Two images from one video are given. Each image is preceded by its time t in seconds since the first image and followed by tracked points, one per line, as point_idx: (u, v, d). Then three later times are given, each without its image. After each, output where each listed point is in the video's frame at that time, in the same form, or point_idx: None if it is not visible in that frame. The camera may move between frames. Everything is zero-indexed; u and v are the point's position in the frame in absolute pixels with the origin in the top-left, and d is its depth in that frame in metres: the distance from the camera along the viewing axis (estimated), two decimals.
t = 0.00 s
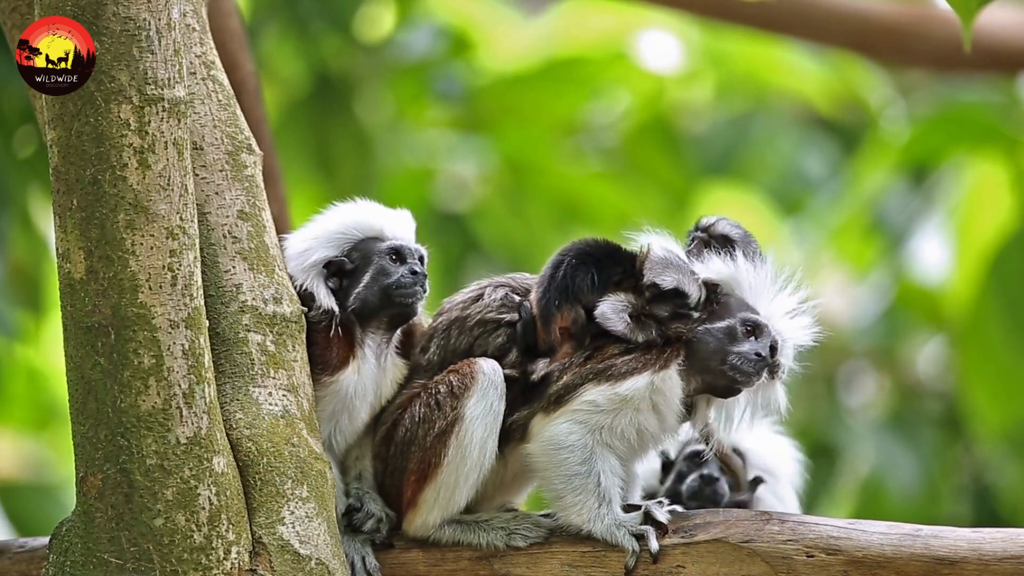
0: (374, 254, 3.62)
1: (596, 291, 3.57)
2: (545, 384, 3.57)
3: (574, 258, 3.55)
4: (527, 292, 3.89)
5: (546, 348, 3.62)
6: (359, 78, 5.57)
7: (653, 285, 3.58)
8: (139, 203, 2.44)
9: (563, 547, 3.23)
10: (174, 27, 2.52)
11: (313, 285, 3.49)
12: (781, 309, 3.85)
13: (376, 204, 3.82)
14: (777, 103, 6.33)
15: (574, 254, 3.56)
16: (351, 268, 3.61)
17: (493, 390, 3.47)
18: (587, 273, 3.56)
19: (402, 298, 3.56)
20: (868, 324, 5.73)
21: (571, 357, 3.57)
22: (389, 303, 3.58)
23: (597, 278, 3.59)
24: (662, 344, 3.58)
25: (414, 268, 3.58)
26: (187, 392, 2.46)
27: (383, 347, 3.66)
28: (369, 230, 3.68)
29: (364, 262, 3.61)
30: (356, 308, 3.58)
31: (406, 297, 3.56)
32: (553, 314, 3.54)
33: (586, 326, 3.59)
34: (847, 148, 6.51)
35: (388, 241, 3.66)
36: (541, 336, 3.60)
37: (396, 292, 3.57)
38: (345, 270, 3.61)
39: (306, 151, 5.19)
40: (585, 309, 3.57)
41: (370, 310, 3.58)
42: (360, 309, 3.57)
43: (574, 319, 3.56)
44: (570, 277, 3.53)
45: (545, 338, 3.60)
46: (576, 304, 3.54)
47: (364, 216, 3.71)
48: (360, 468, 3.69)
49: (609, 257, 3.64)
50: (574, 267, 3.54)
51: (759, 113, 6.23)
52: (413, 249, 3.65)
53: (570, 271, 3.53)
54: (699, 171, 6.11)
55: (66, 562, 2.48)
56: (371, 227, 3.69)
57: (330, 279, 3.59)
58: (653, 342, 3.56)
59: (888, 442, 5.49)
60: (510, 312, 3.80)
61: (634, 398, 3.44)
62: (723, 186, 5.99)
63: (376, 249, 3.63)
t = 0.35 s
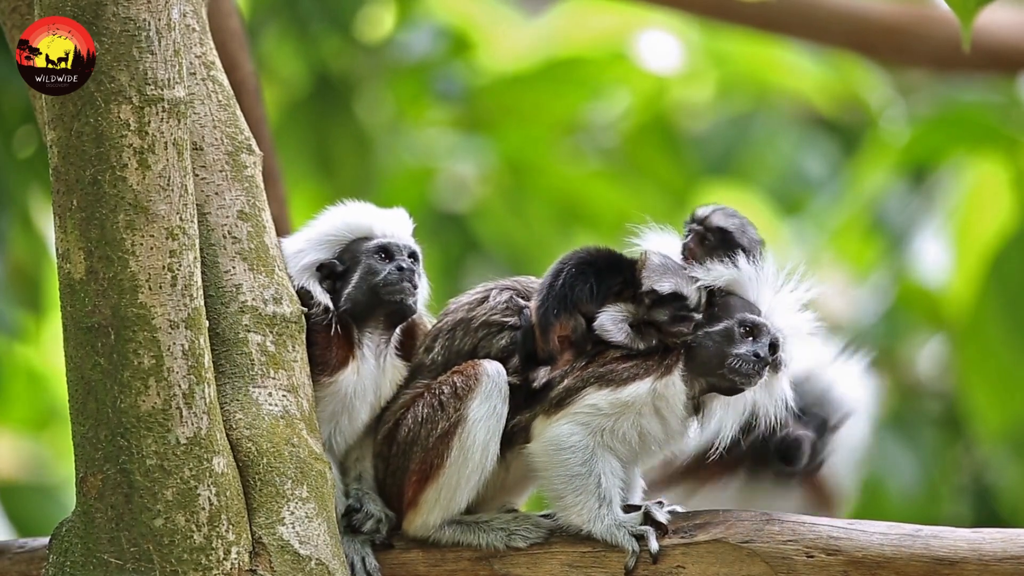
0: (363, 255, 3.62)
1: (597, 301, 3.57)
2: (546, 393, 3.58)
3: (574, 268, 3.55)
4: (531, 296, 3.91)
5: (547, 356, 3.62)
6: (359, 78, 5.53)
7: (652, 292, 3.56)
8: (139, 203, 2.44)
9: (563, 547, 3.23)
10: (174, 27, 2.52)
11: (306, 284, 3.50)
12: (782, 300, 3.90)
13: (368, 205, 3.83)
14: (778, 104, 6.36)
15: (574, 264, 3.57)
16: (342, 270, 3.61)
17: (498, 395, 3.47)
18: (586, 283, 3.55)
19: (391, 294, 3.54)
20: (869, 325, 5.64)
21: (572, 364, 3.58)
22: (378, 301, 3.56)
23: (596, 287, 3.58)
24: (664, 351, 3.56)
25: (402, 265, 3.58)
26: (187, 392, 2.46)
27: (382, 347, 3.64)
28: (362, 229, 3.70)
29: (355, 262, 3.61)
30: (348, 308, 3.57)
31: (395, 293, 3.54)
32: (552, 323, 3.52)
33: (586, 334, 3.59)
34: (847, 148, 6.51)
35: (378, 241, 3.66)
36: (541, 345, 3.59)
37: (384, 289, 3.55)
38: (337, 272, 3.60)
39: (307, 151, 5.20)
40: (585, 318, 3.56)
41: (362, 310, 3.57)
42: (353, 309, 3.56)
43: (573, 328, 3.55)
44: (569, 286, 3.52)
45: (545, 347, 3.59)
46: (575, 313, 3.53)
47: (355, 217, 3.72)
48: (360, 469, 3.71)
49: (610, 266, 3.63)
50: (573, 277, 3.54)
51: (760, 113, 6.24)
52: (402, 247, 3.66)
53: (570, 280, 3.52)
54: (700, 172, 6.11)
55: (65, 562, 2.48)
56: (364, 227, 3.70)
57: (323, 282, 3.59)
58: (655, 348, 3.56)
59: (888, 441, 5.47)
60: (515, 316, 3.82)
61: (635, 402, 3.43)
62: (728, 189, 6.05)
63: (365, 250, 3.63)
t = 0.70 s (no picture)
0: (362, 255, 3.61)
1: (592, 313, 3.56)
2: (541, 403, 3.56)
3: (567, 280, 3.54)
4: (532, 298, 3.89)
5: (542, 368, 3.58)
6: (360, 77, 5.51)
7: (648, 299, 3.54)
8: (139, 203, 2.44)
9: (563, 548, 3.23)
10: (174, 27, 2.52)
11: (306, 283, 3.49)
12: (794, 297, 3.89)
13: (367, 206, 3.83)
14: (779, 104, 6.38)
15: (567, 276, 3.55)
16: (341, 270, 3.60)
17: (500, 395, 3.47)
18: (579, 294, 3.53)
19: (390, 293, 3.54)
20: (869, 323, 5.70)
21: (567, 373, 3.56)
22: (377, 300, 3.56)
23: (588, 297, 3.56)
24: (660, 354, 3.54)
25: (400, 263, 3.57)
26: (187, 392, 2.46)
27: (383, 346, 3.64)
28: (360, 229, 3.69)
29: (355, 262, 3.61)
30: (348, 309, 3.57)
31: (393, 292, 3.54)
32: (545, 336, 3.51)
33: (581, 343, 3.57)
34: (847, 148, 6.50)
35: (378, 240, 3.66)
36: (534, 358, 3.56)
37: (383, 288, 3.55)
38: (337, 272, 3.60)
39: (307, 150, 5.21)
40: (579, 328, 3.55)
41: (362, 309, 3.57)
42: (353, 309, 3.57)
43: (567, 339, 3.53)
44: (562, 299, 3.51)
45: (536, 358, 3.56)
46: (569, 325, 3.52)
47: (355, 217, 3.72)
48: (360, 469, 3.71)
49: (603, 276, 3.61)
50: (566, 290, 3.52)
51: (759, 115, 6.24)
52: (401, 245, 3.65)
53: (561, 294, 3.51)
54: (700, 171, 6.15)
55: (65, 563, 2.48)
56: (363, 227, 3.70)
57: (322, 282, 3.59)
58: (654, 353, 3.54)
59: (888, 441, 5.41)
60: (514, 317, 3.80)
61: (633, 406, 3.41)
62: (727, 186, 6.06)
63: (364, 250, 3.63)
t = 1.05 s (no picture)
0: (361, 255, 3.61)
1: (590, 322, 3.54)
2: (540, 405, 3.53)
3: (558, 289, 3.52)
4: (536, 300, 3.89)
5: (530, 373, 3.56)
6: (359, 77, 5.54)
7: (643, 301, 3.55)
8: (139, 204, 2.44)
9: (563, 548, 3.23)
10: (175, 27, 2.52)
11: (306, 283, 3.47)
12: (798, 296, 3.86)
13: (366, 206, 3.83)
14: (779, 102, 6.33)
15: (559, 284, 3.54)
16: (340, 270, 3.60)
17: (503, 394, 3.50)
18: (571, 303, 3.50)
19: (387, 294, 3.55)
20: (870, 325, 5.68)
21: (562, 377, 3.54)
22: (375, 300, 3.56)
23: (582, 307, 3.52)
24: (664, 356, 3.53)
25: (398, 264, 3.58)
26: (187, 393, 2.46)
27: (382, 347, 3.65)
28: (359, 230, 3.69)
29: (353, 263, 3.61)
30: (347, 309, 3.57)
31: (391, 292, 3.54)
32: (533, 343, 3.50)
33: (578, 350, 3.56)
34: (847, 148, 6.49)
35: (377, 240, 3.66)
36: (523, 365, 3.55)
37: (381, 288, 3.55)
38: (335, 273, 3.60)
39: (307, 151, 5.21)
40: (573, 336, 3.53)
41: (360, 310, 3.57)
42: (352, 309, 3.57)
43: (559, 346, 3.51)
44: (552, 307, 3.49)
45: (524, 364, 3.55)
46: (561, 332, 3.50)
47: (354, 218, 3.71)
48: (360, 470, 3.71)
49: (599, 283, 3.58)
50: (557, 298, 3.50)
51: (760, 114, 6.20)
52: (398, 246, 3.65)
53: (551, 302, 3.48)
54: (699, 171, 6.09)
55: (66, 563, 2.48)
56: (361, 228, 3.70)
57: (321, 282, 3.58)
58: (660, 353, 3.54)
59: (888, 441, 5.39)
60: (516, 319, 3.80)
61: (633, 407, 3.42)
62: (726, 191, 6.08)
63: (363, 250, 3.63)
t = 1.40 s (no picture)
0: (361, 255, 3.61)
1: (591, 322, 3.56)
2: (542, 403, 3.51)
3: (546, 288, 3.51)
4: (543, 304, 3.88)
5: (528, 379, 3.53)
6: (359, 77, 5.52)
7: (648, 290, 3.55)
8: (139, 203, 2.44)
9: (563, 547, 3.23)
10: (174, 27, 2.52)
11: (305, 283, 3.47)
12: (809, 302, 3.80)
13: (369, 206, 3.82)
14: (780, 102, 6.34)
15: (547, 284, 3.53)
16: (340, 270, 3.61)
17: (507, 393, 3.51)
18: (561, 301, 3.50)
19: (386, 294, 3.55)
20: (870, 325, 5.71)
21: (565, 376, 3.51)
22: (374, 300, 3.57)
23: (574, 302, 3.53)
24: (665, 356, 3.53)
25: (397, 264, 3.57)
26: (187, 392, 2.46)
27: (382, 347, 3.65)
28: (360, 229, 3.68)
29: (353, 262, 3.61)
30: (347, 308, 3.58)
31: (390, 292, 3.55)
32: (530, 348, 3.49)
33: (577, 351, 3.55)
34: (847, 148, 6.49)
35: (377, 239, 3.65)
36: (518, 371, 3.52)
37: (381, 288, 3.56)
38: (335, 272, 3.60)
39: (307, 151, 5.22)
40: (570, 337, 3.53)
41: (360, 310, 3.58)
42: (351, 308, 3.58)
43: (557, 348, 3.51)
44: (544, 307, 3.47)
45: (520, 371, 3.52)
46: (557, 333, 3.50)
47: (355, 218, 3.70)
48: (361, 471, 3.72)
49: (589, 279, 3.59)
50: (547, 298, 3.49)
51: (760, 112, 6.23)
52: (399, 247, 3.63)
53: (543, 302, 3.47)
54: (698, 171, 6.08)
55: (66, 562, 2.48)
56: (362, 227, 3.69)
57: (321, 282, 3.59)
58: (662, 353, 3.53)
59: (888, 440, 5.39)
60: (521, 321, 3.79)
61: (632, 405, 3.42)
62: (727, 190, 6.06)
63: (363, 249, 3.62)
